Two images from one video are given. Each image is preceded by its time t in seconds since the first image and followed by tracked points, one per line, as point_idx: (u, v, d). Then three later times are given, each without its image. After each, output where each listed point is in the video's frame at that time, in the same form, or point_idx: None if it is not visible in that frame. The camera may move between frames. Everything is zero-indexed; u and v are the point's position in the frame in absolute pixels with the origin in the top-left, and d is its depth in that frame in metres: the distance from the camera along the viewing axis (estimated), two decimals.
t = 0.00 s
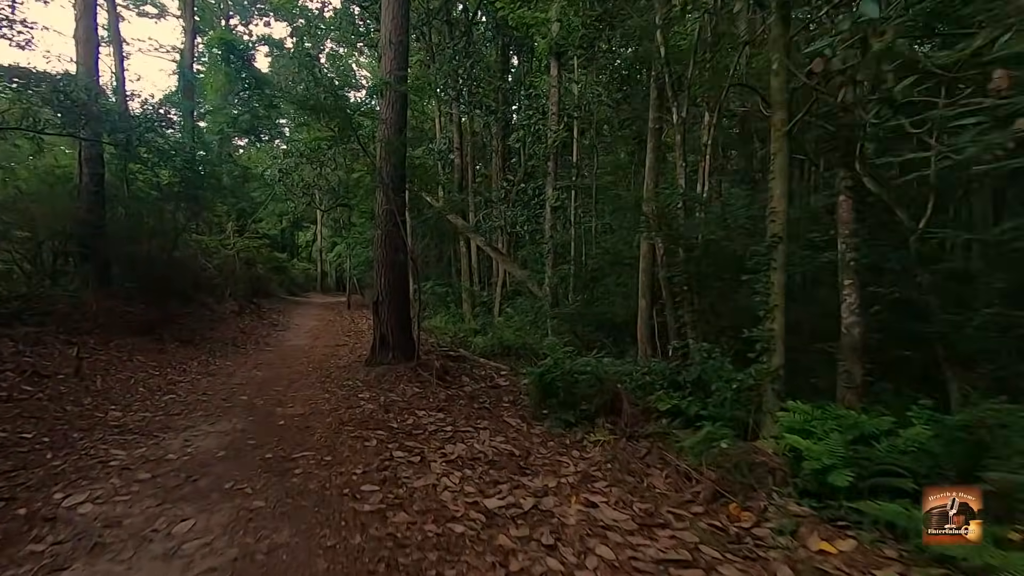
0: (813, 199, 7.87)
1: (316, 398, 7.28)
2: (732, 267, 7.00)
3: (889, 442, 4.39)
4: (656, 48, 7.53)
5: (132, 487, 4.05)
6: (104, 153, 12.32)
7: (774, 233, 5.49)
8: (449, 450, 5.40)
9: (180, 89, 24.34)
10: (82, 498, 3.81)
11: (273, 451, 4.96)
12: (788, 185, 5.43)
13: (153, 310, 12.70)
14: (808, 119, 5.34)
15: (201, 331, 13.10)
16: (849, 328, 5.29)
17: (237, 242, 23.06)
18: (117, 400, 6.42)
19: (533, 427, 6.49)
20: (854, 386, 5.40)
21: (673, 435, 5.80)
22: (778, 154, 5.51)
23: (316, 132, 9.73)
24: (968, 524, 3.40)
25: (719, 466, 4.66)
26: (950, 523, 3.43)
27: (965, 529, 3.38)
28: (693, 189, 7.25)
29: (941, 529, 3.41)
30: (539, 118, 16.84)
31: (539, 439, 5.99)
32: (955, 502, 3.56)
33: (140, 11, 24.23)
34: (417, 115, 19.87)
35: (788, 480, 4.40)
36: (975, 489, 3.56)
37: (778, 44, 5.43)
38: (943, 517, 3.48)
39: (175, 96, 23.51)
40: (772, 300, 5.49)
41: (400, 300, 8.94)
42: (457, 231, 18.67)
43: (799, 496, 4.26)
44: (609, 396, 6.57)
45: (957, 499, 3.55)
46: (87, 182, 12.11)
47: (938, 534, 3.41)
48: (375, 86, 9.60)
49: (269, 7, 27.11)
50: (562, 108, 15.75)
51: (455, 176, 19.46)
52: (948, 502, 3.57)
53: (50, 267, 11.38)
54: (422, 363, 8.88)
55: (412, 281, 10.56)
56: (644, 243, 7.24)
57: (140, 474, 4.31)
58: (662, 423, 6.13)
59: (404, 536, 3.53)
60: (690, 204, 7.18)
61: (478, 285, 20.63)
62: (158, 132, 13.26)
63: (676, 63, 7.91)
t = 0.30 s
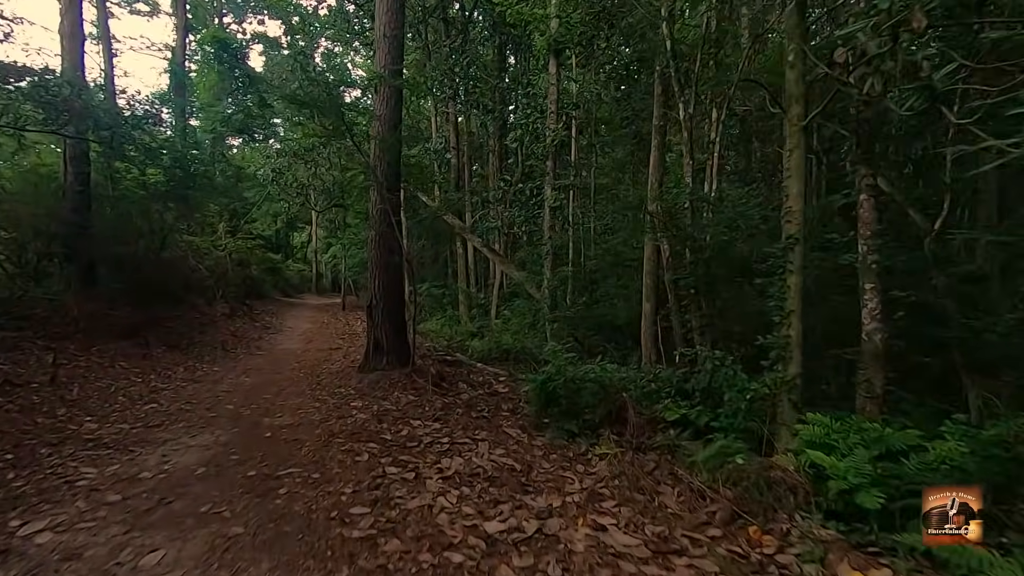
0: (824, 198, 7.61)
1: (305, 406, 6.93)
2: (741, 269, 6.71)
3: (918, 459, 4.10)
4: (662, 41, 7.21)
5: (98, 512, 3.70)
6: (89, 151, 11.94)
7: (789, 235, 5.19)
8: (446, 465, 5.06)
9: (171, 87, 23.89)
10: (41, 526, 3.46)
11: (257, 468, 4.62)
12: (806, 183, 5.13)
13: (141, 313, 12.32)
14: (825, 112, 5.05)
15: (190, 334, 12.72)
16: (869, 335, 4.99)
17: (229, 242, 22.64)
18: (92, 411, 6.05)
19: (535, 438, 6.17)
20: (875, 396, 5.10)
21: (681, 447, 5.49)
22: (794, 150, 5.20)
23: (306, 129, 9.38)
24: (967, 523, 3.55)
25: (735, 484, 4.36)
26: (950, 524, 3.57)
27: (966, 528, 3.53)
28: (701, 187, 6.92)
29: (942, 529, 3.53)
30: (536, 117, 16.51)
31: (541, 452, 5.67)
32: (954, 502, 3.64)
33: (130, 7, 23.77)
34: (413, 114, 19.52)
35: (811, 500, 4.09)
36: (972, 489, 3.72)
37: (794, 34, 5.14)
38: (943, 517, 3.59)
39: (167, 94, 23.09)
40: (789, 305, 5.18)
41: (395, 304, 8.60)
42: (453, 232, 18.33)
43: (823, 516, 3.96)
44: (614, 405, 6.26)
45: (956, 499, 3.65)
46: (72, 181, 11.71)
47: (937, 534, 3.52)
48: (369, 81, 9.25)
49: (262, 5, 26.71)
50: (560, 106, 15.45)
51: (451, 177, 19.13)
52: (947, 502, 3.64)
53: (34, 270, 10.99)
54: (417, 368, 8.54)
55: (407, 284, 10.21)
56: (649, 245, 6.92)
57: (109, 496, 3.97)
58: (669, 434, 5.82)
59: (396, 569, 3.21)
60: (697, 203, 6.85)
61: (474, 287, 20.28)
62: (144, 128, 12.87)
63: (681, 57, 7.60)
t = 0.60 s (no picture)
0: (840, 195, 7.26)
1: (292, 412, 6.54)
2: (753, 267, 6.37)
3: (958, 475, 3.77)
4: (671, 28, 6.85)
5: (51, 537, 3.31)
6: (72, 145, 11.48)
7: (811, 231, 4.84)
8: (441, 479, 4.69)
9: (161, 82, 23.37)
10: None
11: (234, 484, 4.23)
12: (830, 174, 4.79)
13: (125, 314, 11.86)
14: (849, 99, 4.71)
15: (177, 335, 12.29)
16: (897, 339, 4.65)
17: (220, 241, 22.17)
18: (61, 419, 5.65)
19: (535, 447, 5.80)
20: (902, 405, 4.76)
21: (693, 458, 5.15)
22: (816, 139, 4.85)
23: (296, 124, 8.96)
24: (967, 524, 3.43)
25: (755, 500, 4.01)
26: (949, 523, 3.44)
27: (965, 529, 3.42)
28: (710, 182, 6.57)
29: (940, 529, 3.42)
30: (534, 112, 16.08)
31: (542, 462, 5.31)
32: (954, 502, 3.51)
33: None
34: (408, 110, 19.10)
35: (841, 520, 3.75)
36: (973, 490, 3.57)
37: (818, 15, 4.80)
38: (942, 517, 3.46)
39: (157, 88, 22.56)
40: (810, 307, 4.83)
41: (387, 303, 8.20)
42: (449, 230, 17.94)
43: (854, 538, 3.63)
44: (621, 412, 5.93)
45: (957, 498, 3.51)
46: (54, 175, 11.22)
47: (935, 534, 3.41)
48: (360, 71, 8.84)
49: None
50: (559, 102, 15.07)
51: (447, 174, 18.75)
52: (948, 502, 3.51)
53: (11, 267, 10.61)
54: (412, 372, 8.14)
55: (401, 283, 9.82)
56: (656, 242, 6.57)
57: (66, 518, 3.58)
58: (678, 444, 5.47)
59: None
60: (707, 199, 6.50)
61: (470, 287, 19.89)
62: (130, 121, 12.43)
63: (689, 46, 7.24)
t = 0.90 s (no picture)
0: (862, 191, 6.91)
1: (283, 421, 6.17)
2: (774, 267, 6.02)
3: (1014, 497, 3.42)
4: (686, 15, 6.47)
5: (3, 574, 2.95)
6: (59, 141, 11.06)
7: (843, 229, 4.48)
8: (443, 496, 4.33)
9: (156, 78, 22.92)
10: None
11: (217, 505, 3.86)
12: (865, 167, 4.42)
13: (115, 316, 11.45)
14: (885, 85, 4.37)
15: (167, 336, 11.90)
16: (938, 345, 4.30)
17: (214, 240, 21.75)
18: (34, 430, 5.27)
19: (542, 460, 5.43)
20: (942, 417, 4.41)
21: (713, 473, 4.80)
22: (848, 130, 4.49)
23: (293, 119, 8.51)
24: (968, 524, 3.31)
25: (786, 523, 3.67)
26: (949, 523, 3.35)
27: (965, 528, 3.30)
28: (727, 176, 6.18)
29: (939, 529, 3.32)
30: (535, 109, 15.73)
31: (551, 477, 4.94)
32: (953, 502, 3.41)
33: None
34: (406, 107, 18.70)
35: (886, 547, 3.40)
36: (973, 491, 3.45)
37: None
38: (941, 517, 3.37)
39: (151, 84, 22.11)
40: (841, 310, 4.46)
41: (385, 305, 7.81)
42: (448, 229, 17.54)
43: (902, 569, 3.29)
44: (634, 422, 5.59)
45: (956, 499, 3.40)
46: (41, 170, 10.74)
47: (935, 534, 3.33)
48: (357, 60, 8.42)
49: None
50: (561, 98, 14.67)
51: (447, 172, 18.37)
52: (947, 502, 3.41)
53: None
54: (411, 377, 7.76)
55: (399, 283, 9.42)
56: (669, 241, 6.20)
57: (26, 549, 3.22)
58: (695, 457, 5.13)
59: None
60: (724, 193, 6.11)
61: (469, 287, 19.48)
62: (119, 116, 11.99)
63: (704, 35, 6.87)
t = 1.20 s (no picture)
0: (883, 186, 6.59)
1: (274, 429, 5.81)
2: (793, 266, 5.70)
3: None
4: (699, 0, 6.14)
5: None
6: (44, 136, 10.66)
7: (875, 223, 4.15)
8: (445, 513, 3.99)
9: (147, 75, 22.48)
10: None
11: (196, 527, 3.51)
12: (899, 157, 4.11)
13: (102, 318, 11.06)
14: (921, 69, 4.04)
15: (156, 338, 11.50)
16: (979, 350, 3.98)
17: (207, 239, 21.34)
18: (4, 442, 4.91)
19: (550, 471, 5.08)
20: (982, 426, 4.10)
21: (735, 486, 4.48)
22: (880, 117, 4.16)
23: (284, 112, 8.13)
24: (968, 524, 3.22)
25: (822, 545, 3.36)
26: (949, 523, 3.26)
27: (966, 529, 3.20)
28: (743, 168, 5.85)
29: (939, 529, 3.25)
30: (536, 104, 15.29)
31: (561, 490, 4.60)
32: (954, 502, 3.31)
33: None
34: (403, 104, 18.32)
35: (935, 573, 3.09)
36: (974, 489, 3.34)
37: None
38: (942, 517, 3.28)
39: (143, 81, 21.63)
40: (874, 311, 4.13)
41: (381, 306, 7.44)
42: (445, 228, 17.19)
43: None
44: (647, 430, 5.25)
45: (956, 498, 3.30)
46: (25, 166, 10.35)
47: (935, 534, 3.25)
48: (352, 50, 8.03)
49: None
50: (562, 94, 14.33)
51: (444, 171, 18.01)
52: (948, 502, 3.32)
53: None
54: (409, 381, 7.40)
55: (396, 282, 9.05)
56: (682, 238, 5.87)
57: None
58: (713, 468, 4.79)
59: None
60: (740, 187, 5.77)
61: (467, 287, 19.13)
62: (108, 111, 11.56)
63: (717, 21, 6.53)
